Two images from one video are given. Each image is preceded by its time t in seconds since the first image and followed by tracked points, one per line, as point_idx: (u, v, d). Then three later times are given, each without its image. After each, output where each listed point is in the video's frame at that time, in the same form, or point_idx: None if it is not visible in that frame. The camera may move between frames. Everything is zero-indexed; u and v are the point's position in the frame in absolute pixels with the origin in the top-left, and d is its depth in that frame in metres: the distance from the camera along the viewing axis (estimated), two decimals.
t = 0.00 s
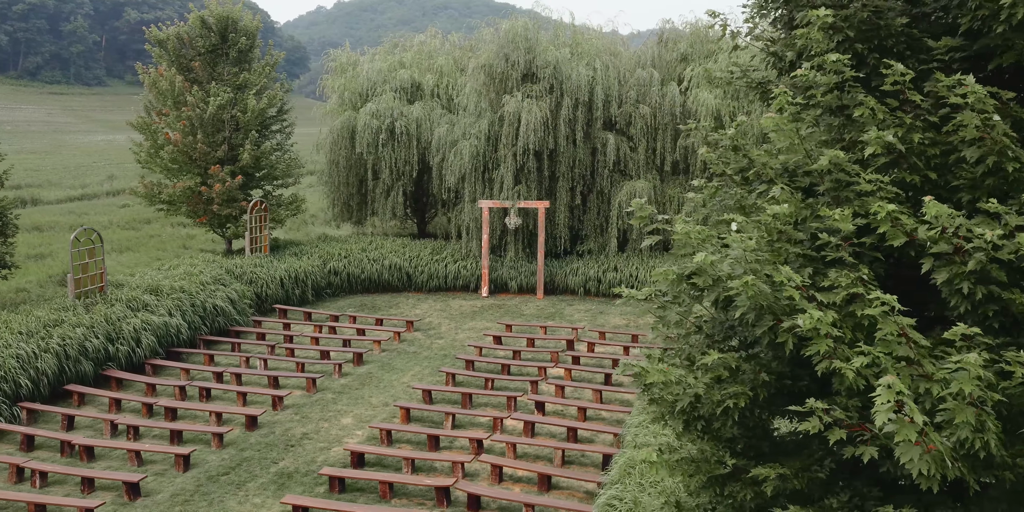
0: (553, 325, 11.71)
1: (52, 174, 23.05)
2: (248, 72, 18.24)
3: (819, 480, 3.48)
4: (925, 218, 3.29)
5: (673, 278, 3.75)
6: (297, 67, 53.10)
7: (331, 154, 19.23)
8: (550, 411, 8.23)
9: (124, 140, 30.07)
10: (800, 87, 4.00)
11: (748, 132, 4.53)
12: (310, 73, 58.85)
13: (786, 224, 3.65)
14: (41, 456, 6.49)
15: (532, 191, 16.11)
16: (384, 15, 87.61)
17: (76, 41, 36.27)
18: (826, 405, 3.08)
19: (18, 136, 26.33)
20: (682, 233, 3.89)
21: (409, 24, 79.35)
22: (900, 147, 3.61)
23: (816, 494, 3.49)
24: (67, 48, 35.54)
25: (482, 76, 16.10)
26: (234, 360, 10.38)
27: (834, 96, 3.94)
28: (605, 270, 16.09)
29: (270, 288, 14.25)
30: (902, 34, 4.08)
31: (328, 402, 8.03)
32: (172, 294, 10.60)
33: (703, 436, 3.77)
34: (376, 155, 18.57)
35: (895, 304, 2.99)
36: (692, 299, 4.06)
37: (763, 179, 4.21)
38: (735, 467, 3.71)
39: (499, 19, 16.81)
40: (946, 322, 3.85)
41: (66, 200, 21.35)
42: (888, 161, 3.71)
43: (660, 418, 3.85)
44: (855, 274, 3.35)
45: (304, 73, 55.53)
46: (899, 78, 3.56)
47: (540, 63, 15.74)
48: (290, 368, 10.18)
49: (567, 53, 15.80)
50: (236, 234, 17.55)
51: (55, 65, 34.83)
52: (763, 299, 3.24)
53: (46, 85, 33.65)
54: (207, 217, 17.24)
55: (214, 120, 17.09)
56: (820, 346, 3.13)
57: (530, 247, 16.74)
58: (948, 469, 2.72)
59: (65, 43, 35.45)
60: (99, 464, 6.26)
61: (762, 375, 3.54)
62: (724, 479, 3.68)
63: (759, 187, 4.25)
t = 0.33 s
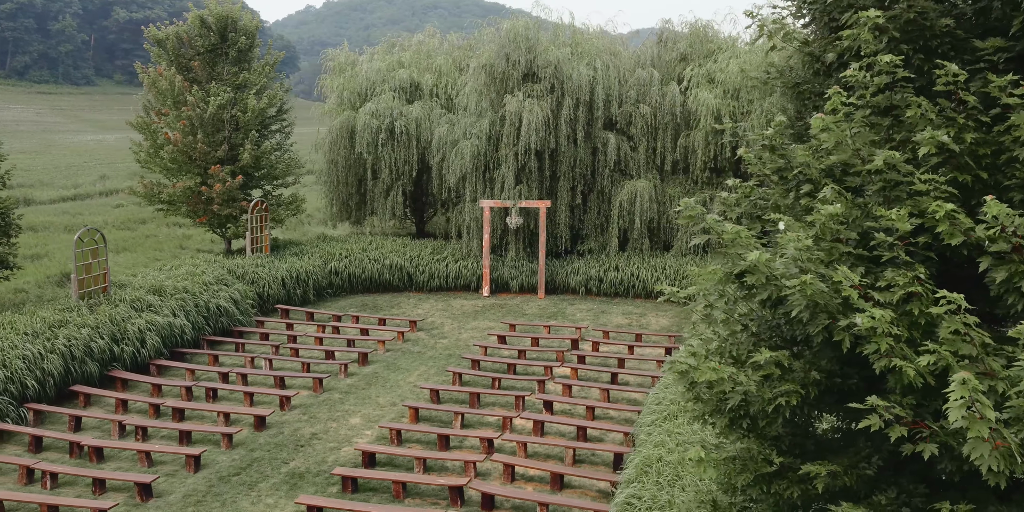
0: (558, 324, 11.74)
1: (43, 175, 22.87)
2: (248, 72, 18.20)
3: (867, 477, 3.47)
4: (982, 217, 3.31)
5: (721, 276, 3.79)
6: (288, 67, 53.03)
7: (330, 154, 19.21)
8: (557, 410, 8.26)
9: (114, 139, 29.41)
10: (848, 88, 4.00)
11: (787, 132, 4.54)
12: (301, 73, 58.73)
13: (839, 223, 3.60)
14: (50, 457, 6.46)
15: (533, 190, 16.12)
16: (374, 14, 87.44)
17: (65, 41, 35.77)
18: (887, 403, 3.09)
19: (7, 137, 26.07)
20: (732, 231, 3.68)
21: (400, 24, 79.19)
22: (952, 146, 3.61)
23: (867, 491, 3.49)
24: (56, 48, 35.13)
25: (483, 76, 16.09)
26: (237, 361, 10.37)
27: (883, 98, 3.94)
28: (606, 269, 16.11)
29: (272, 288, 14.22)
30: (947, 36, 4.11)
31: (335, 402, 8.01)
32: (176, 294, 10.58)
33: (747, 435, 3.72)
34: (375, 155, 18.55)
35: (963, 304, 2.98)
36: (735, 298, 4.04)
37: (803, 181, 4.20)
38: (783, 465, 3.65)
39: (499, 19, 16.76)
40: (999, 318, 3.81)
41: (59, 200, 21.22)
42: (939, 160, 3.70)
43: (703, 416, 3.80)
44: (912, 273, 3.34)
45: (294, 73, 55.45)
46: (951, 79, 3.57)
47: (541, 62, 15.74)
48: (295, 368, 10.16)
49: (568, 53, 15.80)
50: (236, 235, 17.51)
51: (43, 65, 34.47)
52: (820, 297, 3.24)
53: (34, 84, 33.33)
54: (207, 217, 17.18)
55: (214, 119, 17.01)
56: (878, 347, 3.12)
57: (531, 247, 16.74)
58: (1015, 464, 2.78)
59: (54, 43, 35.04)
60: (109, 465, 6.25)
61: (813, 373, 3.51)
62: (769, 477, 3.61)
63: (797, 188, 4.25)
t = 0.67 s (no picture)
0: (557, 323, 11.80)
1: (30, 175, 22.58)
2: (245, 71, 18.15)
3: (911, 472, 3.41)
4: None
5: (766, 274, 3.78)
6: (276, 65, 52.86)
7: (325, 153, 19.15)
8: (562, 408, 8.31)
9: (99, 138, 28.93)
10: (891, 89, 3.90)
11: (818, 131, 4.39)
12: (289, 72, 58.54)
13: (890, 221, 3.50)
14: (54, 459, 6.42)
15: (531, 189, 16.13)
16: (358, 12, 86.88)
17: (48, 39, 34.49)
18: (942, 398, 3.08)
19: None
20: (778, 229, 3.58)
21: (390, 22, 78.85)
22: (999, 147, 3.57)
23: (911, 487, 3.46)
24: (39, 46, 34.35)
25: (481, 75, 16.07)
26: (239, 361, 10.34)
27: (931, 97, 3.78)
28: (604, 268, 16.13)
29: (271, 287, 14.18)
30: (985, 37, 4.10)
31: (339, 402, 8.00)
32: (176, 294, 10.53)
33: (788, 432, 3.64)
34: (371, 155, 18.56)
35: None
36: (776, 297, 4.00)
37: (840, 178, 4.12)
38: (827, 462, 3.56)
39: (495, 18, 16.72)
40: None
41: (49, 200, 20.99)
42: (986, 160, 3.64)
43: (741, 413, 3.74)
44: (963, 271, 3.29)
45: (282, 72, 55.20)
46: (999, 81, 3.57)
47: (539, 61, 15.77)
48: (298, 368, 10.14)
49: (565, 52, 15.82)
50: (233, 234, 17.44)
51: (27, 63, 33.90)
52: (875, 294, 3.17)
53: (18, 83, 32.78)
54: (203, 217, 17.08)
55: (212, 118, 16.89)
56: (933, 345, 3.07)
57: (528, 246, 16.76)
58: None
59: (38, 41, 34.35)
60: (115, 466, 6.22)
61: (861, 369, 3.42)
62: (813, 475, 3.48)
63: (832, 187, 4.17)
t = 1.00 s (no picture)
0: (554, 322, 11.84)
1: (13, 175, 22.24)
2: (236, 70, 18.05)
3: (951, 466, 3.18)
4: None
5: (808, 271, 3.55)
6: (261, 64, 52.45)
7: (317, 152, 19.06)
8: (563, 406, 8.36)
9: (81, 137, 28.45)
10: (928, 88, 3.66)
11: (852, 129, 4.13)
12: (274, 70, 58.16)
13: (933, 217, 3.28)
14: (56, 460, 6.38)
15: (524, 188, 16.16)
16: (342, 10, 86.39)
17: (26, 37, 33.73)
18: (992, 392, 2.90)
19: None
20: (818, 224, 3.35)
21: (375, 19, 78.38)
22: None
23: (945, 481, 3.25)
24: (16, 44, 33.46)
25: (474, 74, 16.05)
26: (236, 361, 10.28)
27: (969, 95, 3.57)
28: (598, 266, 16.19)
29: (265, 287, 14.11)
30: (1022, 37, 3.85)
31: (339, 401, 7.99)
32: (172, 294, 10.47)
33: (825, 427, 3.47)
34: (362, 154, 18.50)
35: None
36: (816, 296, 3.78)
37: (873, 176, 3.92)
38: (864, 456, 3.37)
39: (486, 18, 16.68)
40: None
41: (32, 199, 20.69)
42: None
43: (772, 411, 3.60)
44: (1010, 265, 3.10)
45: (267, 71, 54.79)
46: None
47: (532, 60, 15.78)
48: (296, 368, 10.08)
49: (558, 51, 15.86)
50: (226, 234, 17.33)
51: (5, 62, 33.17)
52: (921, 289, 2.99)
53: None
54: (196, 217, 16.96)
55: (203, 117, 16.73)
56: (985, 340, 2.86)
57: (522, 245, 16.79)
58: None
59: (16, 40, 33.46)
60: (117, 467, 6.18)
61: (904, 364, 3.20)
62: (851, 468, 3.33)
63: (862, 186, 3.95)
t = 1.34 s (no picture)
0: (551, 320, 11.89)
1: None
2: (229, 69, 17.93)
3: (991, 460, 3.15)
4: None
5: (848, 267, 3.58)
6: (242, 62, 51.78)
7: (309, 151, 18.98)
8: (564, 404, 8.40)
9: (61, 136, 27.78)
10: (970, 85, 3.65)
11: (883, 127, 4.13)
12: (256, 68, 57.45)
13: (978, 214, 3.27)
14: (57, 461, 6.34)
15: (519, 187, 16.17)
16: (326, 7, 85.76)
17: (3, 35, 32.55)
18: None
19: None
20: (861, 221, 3.35)
21: (360, 16, 77.72)
22: None
23: (984, 475, 3.22)
24: None
25: (468, 74, 16.02)
26: (233, 360, 10.24)
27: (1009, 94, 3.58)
28: (593, 265, 16.24)
29: (261, 286, 14.05)
30: None
31: (341, 400, 7.98)
32: (168, 294, 10.42)
33: (865, 422, 3.48)
34: (355, 153, 18.42)
35: None
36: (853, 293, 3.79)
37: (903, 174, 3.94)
38: (903, 451, 3.34)
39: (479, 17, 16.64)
40: None
41: (15, 199, 20.32)
42: None
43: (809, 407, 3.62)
44: None
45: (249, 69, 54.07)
46: None
47: (526, 59, 15.75)
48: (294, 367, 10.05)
49: (552, 50, 15.88)
50: (220, 234, 17.23)
51: None
52: (968, 285, 2.97)
53: None
54: (188, 216, 16.84)
55: (196, 116, 16.62)
56: None
57: (516, 244, 16.80)
58: None
59: None
60: (120, 468, 6.16)
61: (947, 358, 3.18)
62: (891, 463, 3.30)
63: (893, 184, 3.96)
